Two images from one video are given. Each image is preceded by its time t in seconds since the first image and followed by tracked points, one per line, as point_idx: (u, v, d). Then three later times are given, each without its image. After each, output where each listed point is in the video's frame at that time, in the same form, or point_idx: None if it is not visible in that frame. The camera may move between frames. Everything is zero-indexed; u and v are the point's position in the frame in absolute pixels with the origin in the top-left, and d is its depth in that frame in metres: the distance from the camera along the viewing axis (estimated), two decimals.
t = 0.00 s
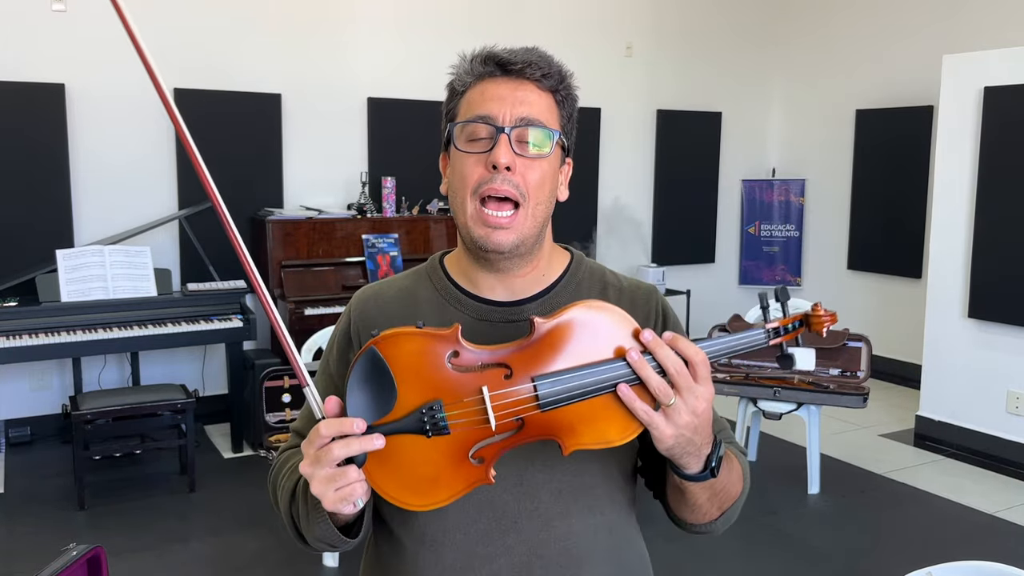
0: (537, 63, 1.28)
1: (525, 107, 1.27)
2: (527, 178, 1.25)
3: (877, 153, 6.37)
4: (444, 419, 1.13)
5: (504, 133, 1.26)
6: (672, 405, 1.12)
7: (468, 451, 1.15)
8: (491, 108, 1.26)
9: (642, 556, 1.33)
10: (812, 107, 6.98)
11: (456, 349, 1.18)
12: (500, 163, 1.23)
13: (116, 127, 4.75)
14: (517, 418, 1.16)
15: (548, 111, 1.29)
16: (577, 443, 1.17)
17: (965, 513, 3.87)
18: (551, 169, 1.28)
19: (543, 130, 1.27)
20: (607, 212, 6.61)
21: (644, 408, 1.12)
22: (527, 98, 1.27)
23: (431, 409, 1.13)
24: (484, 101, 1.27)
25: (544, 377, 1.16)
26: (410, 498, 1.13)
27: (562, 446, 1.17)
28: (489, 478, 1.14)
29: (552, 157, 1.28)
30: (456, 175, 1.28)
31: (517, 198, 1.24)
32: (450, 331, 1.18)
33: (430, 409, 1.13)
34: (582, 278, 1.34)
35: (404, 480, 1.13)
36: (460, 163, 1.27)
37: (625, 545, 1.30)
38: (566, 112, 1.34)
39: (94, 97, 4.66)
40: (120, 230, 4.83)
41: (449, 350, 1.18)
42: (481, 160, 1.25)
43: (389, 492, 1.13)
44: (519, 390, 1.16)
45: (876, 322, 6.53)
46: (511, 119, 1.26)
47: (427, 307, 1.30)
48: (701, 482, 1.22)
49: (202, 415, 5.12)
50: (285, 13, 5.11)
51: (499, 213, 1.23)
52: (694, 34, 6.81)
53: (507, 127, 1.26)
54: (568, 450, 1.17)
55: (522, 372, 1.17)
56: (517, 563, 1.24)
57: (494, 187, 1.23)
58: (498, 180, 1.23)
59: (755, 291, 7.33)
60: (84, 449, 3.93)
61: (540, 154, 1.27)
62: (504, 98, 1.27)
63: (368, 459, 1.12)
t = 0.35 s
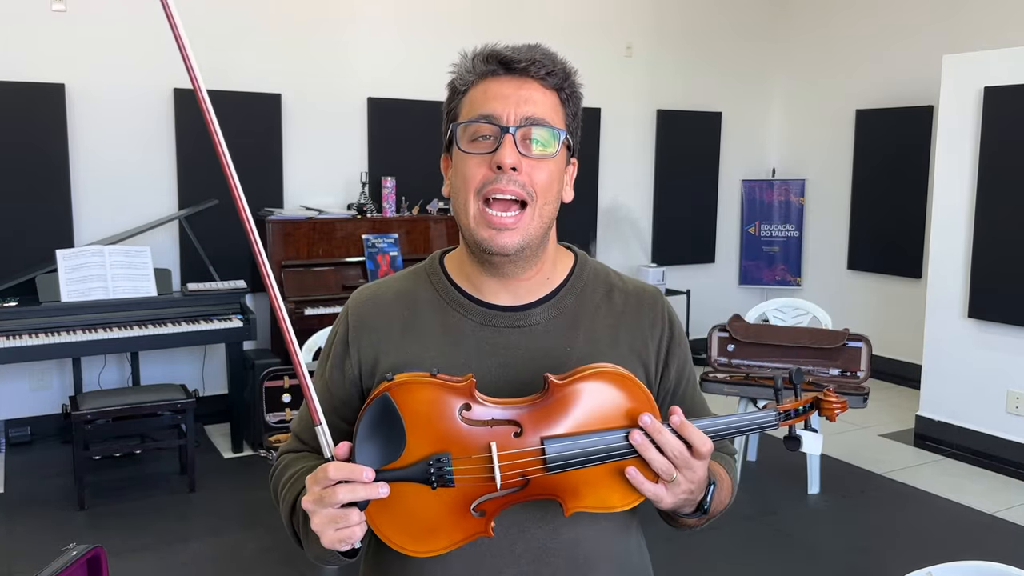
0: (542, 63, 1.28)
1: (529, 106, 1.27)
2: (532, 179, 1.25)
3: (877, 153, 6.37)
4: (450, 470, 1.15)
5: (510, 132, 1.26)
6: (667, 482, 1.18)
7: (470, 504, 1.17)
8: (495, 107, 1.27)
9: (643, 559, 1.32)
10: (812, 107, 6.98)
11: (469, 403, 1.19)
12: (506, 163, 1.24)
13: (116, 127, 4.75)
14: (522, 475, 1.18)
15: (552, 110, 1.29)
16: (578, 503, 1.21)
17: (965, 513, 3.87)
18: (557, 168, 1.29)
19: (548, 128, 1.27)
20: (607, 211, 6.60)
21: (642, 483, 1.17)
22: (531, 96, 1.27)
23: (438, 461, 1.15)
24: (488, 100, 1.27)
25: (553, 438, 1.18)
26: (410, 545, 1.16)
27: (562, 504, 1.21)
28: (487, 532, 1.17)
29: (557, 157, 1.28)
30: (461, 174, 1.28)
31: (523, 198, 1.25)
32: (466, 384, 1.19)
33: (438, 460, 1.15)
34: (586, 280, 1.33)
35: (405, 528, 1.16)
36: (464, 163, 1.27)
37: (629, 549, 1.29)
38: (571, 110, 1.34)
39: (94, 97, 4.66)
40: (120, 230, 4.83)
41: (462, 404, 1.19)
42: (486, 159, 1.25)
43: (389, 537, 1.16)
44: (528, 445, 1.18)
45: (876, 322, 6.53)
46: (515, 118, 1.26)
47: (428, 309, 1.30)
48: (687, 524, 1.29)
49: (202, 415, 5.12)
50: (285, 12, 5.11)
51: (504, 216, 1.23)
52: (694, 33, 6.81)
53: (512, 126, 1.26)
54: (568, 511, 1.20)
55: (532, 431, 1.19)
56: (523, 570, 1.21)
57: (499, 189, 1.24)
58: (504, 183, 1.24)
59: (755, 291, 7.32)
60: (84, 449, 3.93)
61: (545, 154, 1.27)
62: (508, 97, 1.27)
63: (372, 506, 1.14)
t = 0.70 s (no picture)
0: (552, 71, 1.27)
1: (539, 115, 1.26)
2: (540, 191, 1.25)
3: (878, 153, 6.37)
4: (462, 462, 1.14)
5: (518, 144, 1.25)
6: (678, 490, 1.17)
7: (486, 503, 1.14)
8: (504, 117, 1.25)
9: (644, 559, 1.33)
10: (812, 106, 6.98)
11: (482, 402, 1.21)
12: (514, 176, 1.23)
13: (117, 127, 4.75)
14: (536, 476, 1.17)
15: (562, 120, 1.28)
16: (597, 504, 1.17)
17: (965, 513, 3.87)
18: (565, 180, 1.28)
19: (558, 139, 1.27)
20: (607, 211, 6.60)
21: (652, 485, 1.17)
22: (541, 105, 1.26)
23: (450, 453, 1.14)
24: (498, 109, 1.26)
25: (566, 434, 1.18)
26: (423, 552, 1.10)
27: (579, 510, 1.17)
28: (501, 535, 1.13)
29: (565, 169, 1.28)
30: (468, 184, 1.28)
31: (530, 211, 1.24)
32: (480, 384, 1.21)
33: (450, 452, 1.14)
34: (591, 284, 1.34)
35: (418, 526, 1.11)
36: (473, 173, 1.26)
37: (630, 550, 1.30)
38: (580, 117, 1.33)
39: (94, 97, 4.66)
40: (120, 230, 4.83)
41: (475, 403, 1.20)
42: (494, 171, 1.25)
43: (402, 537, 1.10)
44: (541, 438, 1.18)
45: (876, 322, 6.53)
46: (525, 129, 1.25)
47: (432, 309, 1.30)
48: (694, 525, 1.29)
49: (202, 415, 5.12)
50: (285, 12, 5.11)
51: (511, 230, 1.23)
52: (694, 33, 6.81)
53: (521, 137, 1.25)
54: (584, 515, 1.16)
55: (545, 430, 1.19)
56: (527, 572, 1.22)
57: (507, 202, 1.23)
58: (511, 194, 1.23)
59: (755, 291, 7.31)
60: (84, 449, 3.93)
61: (554, 165, 1.26)
62: (518, 107, 1.26)
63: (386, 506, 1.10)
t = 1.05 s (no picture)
0: (552, 85, 1.20)
1: (540, 133, 1.20)
2: (539, 212, 1.22)
3: (878, 152, 6.37)
4: (438, 468, 1.10)
5: (517, 166, 1.20)
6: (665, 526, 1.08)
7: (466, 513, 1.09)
8: (502, 137, 1.20)
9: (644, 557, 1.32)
10: (812, 106, 6.98)
11: (466, 412, 1.19)
12: (512, 200, 1.19)
13: (117, 127, 4.75)
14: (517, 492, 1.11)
15: (562, 136, 1.22)
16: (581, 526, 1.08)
17: (965, 513, 3.87)
18: (565, 196, 1.24)
19: (558, 156, 1.22)
20: (607, 212, 6.60)
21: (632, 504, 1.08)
22: (540, 123, 1.20)
23: (426, 459, 1.11)
24: (496, 128, 1.20)
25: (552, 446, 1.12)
26: (390, 556, 1.06)
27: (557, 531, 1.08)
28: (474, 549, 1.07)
29: (565, 186, 1.23)
30: (466, 202, 1.24)
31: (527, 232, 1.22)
32: (463, 394, 1.20)
33: (426, 459, 1.11)
34: (591, 283, 1.34)
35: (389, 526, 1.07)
36: (470, 192, 1.23)
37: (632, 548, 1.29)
38: (581, 124, 1.27)
39: (93, 97, 4.66)
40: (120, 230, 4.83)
41: (458, 412, 1.18)
42: (492, 193, 1.21)
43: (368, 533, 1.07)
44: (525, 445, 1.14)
45: (876, 322, 6.53)
46: (523, 150, 1.20)
47: (431, 308, 1.30)
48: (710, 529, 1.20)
49: (202, 415, 5.12)
50: (285, 12, 5.11)
51: (510, 249, 1.22)
52: (694, 33, 6.82)
53: (520, 158, 1.20)
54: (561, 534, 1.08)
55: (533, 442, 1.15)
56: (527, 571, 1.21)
57: (505, 224, 1.21)
58: (511, 216, 1.20)
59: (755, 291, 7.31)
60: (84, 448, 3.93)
61: (555, 184, 1.22)
62: (516, 125, 1.20)
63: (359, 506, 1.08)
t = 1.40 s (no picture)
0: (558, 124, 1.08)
1: (549, 169, 1.10)
2: (544, 243, 1.17)
3: (877, 152, 6.37)
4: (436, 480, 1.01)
5: (523, 208, 1.12)
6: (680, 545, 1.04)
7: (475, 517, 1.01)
8: (506, 177, 1.10)
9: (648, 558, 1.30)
10: (812, 105, 6.98)
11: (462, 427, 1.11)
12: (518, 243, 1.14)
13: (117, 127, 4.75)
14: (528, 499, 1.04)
15: (567, 168, 1.12)
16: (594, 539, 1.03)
17: (964, 513, 3.88)
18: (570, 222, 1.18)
19: (565, 190, 1.12)
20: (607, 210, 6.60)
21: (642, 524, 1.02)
22: (545, 161, 1.09)
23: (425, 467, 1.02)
24: (500, 164, 1.09)
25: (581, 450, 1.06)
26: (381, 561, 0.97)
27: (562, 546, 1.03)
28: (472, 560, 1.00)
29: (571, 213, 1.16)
30: (468, 229, 1.18)
31: (532, 261, 1.18)
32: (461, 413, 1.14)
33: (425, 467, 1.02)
34: (592, 283, 1.32)
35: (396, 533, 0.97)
36: (473, 222, 1.16)
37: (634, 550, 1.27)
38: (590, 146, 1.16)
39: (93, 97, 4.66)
40: (120, 230, 4.84)
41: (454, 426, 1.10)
42: (496, 230, 1.15)
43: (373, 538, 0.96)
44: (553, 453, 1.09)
45: (876, 322, 6.53)
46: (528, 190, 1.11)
47: (432, 307, 1.29)
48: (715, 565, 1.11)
49: (202, 415, 5.12)
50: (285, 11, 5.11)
51: (512, 278, 1.18)
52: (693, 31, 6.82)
53: (524, 198, 1.11)
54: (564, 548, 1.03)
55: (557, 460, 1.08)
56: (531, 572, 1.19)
57: (509, 258, 1.16)
58: (513, 251, 1.16)
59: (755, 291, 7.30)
60: (84, 448, 3.93)
61: (560, 219, 1.15)
62: (519, 165, 1.09)
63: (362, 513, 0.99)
